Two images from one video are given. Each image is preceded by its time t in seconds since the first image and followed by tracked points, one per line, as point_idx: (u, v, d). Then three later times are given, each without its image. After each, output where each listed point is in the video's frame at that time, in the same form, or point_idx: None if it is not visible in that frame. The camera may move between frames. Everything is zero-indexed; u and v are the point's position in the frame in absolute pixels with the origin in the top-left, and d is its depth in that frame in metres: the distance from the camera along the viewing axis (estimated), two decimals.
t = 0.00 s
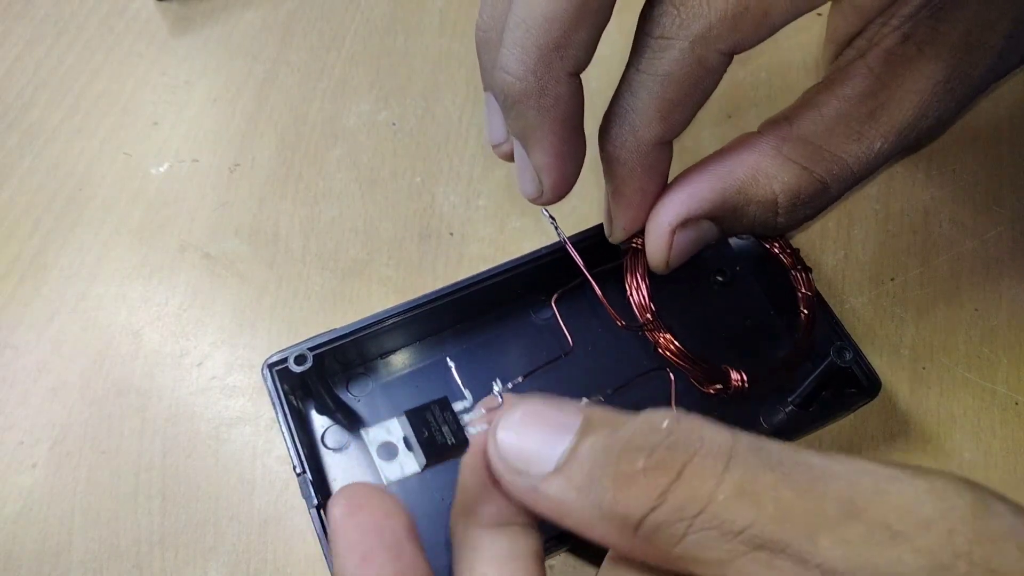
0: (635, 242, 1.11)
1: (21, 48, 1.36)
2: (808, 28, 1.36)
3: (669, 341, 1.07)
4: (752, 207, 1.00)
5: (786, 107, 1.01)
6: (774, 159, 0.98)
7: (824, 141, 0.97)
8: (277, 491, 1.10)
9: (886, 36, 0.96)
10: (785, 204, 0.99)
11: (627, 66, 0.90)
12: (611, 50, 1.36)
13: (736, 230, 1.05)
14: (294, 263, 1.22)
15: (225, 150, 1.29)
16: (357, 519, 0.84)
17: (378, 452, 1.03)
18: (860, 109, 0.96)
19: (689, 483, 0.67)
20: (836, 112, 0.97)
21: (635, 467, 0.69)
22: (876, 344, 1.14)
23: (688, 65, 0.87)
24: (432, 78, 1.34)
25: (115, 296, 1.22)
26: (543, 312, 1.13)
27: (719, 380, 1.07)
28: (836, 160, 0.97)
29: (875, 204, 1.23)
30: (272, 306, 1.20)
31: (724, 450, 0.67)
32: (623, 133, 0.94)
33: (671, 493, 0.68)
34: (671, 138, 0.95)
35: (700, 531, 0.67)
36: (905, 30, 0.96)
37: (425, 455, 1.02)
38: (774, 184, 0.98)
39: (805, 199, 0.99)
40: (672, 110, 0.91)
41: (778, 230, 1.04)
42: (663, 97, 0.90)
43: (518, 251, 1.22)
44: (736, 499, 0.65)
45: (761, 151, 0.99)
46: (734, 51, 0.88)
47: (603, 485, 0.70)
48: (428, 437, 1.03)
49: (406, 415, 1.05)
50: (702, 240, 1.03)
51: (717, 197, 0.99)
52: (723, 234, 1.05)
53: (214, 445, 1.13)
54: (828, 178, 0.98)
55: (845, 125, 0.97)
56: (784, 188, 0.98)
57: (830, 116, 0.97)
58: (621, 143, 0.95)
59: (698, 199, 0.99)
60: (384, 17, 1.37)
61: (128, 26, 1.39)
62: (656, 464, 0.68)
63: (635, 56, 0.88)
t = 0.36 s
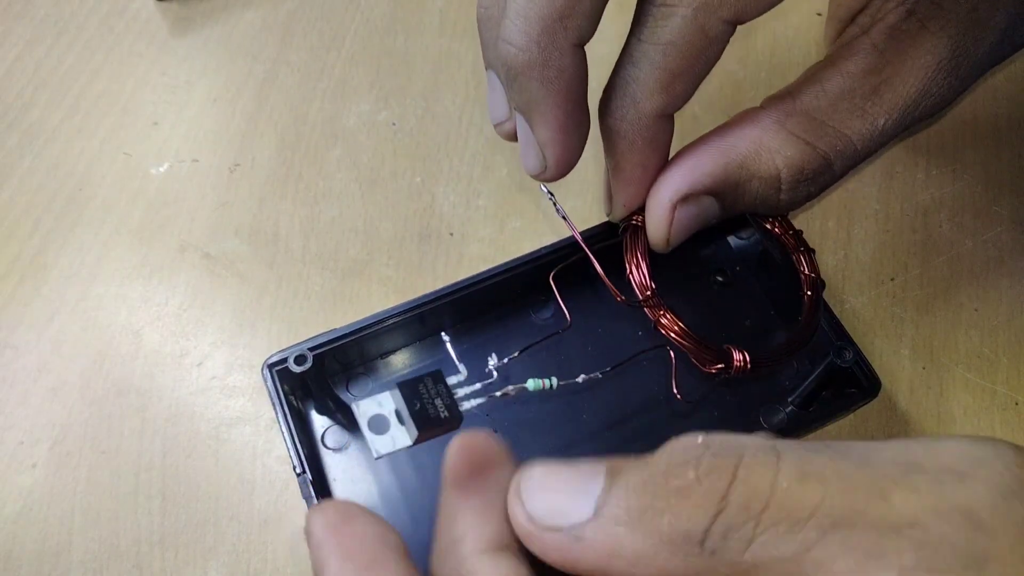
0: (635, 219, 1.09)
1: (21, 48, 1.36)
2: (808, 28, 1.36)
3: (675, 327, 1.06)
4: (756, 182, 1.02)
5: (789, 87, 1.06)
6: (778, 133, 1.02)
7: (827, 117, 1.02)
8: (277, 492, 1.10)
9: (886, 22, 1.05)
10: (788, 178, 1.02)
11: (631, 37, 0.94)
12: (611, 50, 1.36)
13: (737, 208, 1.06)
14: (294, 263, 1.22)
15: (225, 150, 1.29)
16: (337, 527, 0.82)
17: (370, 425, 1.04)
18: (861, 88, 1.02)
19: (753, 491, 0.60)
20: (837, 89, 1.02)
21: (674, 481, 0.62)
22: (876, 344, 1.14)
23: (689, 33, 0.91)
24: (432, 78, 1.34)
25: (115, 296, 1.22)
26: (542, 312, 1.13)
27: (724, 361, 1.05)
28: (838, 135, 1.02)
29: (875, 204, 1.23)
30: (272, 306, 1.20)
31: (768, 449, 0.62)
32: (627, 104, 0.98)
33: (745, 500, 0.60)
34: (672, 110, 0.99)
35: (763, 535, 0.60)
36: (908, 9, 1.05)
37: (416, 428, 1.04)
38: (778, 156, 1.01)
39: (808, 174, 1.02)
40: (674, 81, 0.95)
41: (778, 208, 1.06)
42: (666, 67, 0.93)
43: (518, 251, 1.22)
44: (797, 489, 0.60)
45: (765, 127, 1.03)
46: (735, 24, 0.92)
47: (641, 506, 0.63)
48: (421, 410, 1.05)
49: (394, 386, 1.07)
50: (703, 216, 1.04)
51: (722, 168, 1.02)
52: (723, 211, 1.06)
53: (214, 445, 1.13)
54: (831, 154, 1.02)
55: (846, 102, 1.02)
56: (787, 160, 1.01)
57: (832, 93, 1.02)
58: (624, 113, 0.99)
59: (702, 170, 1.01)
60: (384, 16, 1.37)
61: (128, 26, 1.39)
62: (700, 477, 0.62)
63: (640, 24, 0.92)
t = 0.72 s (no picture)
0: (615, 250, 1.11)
1: (21, 48, 1.36)
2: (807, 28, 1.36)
3: (660, 340, 1.08)
4: (722, 193, 1.09)
5: (746, 99, 1.09)
6: (738, 146, 1.08)
7: (783, 127, 1.07)
8: (277, 491, 1.10)
9: (844, 37, 1.03)
10: (750, 187, 1.10)
11: (587, 80, 0.87)
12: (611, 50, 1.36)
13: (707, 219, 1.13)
14: (294, 263, 1.22)
15: (225, 150, 1.29)
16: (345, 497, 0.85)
17: (388, 498, 0.83)
18: (815, 103, 1.06)
19: (705, 471, 0.70)
20: (792, 101, 1.06)
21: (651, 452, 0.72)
22: (876, 343, 1.14)
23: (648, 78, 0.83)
24: (432, 78, 1.34)
25: (115, 296, 1.22)
26: (542, 311, 1.13)
27: (721, 380, 1.08)
28: (794, 144, 1.08)
29: (875, 204, 1.23)
30: (272, 306, 1.20)
31: (734, 436, 0.72)
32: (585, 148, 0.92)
33: (693, 480, 0.70)
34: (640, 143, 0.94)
35: (697, 509, 0.69)
36: (865, 29, 1.02)
37: (436, 498, 0.81)
38: (738, 168, 1.08)
39: (766, 179, 1.10)
40: (636, 119, 0.89)
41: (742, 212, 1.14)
42: (626, 108, 0.87)
43: (518, 251, 1.22)
44: (737, 481, 0.69)
45: (723, 138, 1.08)
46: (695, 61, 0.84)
47: (615, 456, 0.72)
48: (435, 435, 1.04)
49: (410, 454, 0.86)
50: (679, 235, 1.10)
51: (690, 185, 1.08)
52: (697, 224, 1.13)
53: (214, 445, 1.13)
54: (786, 160, 1.09)
55: (802, 115, 1.06)
56: (746, 172, 1.09)
57: (787, 106, 1.07)
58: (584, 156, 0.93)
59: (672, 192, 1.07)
60: (384, 16, 1.37)
61: (128, 26, 1.39)
62: (668, 445, 0.71)
63: (594, 71, 0.85)
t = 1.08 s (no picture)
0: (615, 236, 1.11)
1: (21, 48, 1.36)
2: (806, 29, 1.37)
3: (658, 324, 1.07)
4: (712, 166, 1.09)
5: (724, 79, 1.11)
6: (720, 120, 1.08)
7: (766, 100, 1.07)
8: (277, 491, 1.10)
9: (836, 23, 1.02)
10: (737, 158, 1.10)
11: (575, 72, 0.91)
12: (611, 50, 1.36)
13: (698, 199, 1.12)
14: (294, 263, 1.22)
15: (225, 150, 1.29)
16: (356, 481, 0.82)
17: (397, 487, 0.82)
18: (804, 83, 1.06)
19: (705, 461, 0.69)
20: (780, 81, 1.06)
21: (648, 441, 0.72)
22: (876, 343, 1.14)
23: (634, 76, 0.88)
24: (432, 78, 1.34)
25: (115, 296, 1.22)
26: (542, 311, 1.13)
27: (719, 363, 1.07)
28: (781, 121, 1.08)
29: (875, 204, 1.23)
30: (272, 306, 1.20)
31: (733, 427, 0.71)
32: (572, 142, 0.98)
33: (693, 467, 0.69)
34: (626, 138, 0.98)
35: (702, 498, 0.69)
36: (859, 19, 1.02)
37: (445, 487, 0.82)
38: (727, 142, 1.08)
39: (751, 150, 1.10)
40: (621, 115, 0.93)
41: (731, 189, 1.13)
42: (612, 103, 0.92)
43: (518, 251, 1.22)
44: (738, 469, 0.68)
45: (711, 114, 1.09)
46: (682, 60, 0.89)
47: (620, 448, 0.72)
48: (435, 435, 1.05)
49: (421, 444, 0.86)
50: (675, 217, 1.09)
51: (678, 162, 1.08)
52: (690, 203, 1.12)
53: (213, 445, 1.13)
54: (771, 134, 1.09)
55: (790, 93, 1.06)
56: (734, 146, 1.09)
57: (775, 84, 1.06)
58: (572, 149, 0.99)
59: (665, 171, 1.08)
60: (384, 17, 1.38)
61: (128, 26, 1.39)
62: (667, 441, 0.71)
63: (583, 65, 0.89)
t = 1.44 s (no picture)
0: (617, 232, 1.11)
1: (21, 48, 1.36)
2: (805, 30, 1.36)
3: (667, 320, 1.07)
4: (724, 161, 1.05)
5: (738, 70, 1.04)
6: (733, 115, 1.03)
7: (782, 94, 1.01)
8: (277, 491, 1.10)
9: (852, 12, 0.95)
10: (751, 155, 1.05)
11: (577, 52, 0.92)
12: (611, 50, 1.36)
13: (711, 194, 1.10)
14: (294, 263, 1.22)
15: (225, 150, 1.29)
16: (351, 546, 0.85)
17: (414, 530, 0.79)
18: (822, 73, 0.99)
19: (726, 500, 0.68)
20: (796, 71, 1.00)
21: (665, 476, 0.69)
22: (876, 344, 1.14)
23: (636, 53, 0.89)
24: (432, 78, 1.34)
25: (115, 296, 1.22)
26: (542, 311, 1.13)
27: (729, 359, 1.06)
28: (797, 116, 1.02)
29: (875, 204, 1.23)
30: (272, 306, 1.20)
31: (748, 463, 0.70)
32: (575, 124, 0.98)
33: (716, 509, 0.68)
34: (628, 122, 0.99)
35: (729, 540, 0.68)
36: (876, 6, 0.95)
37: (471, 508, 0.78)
38: (741, 137, 1.03)
39: (767, 148, 1.05)
40: (624, 95, 0.94)
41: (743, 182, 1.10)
42: (615, 82, 0.92)
43: (518, 251, 1.22)
44: (759, 552, 0.67)
45: (723, 108, 1.03)
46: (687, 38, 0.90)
47: (625, 522, 0.69)
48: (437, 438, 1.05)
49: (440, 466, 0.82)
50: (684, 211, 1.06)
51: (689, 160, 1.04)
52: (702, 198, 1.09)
53: (214, 445, 1.13)
54: (787, 131, 1.03)
55: (808, 84, 1.00)
56: (748, 141, 1.04)
57: (791, 76, 1.00)
58: (574, 132, 0.99)
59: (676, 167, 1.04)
60: (384, 17, 1.38)
61: (128, 26, 1.39)
62: (675, 510, 0.69)
63: (586, 42, 0.90)
